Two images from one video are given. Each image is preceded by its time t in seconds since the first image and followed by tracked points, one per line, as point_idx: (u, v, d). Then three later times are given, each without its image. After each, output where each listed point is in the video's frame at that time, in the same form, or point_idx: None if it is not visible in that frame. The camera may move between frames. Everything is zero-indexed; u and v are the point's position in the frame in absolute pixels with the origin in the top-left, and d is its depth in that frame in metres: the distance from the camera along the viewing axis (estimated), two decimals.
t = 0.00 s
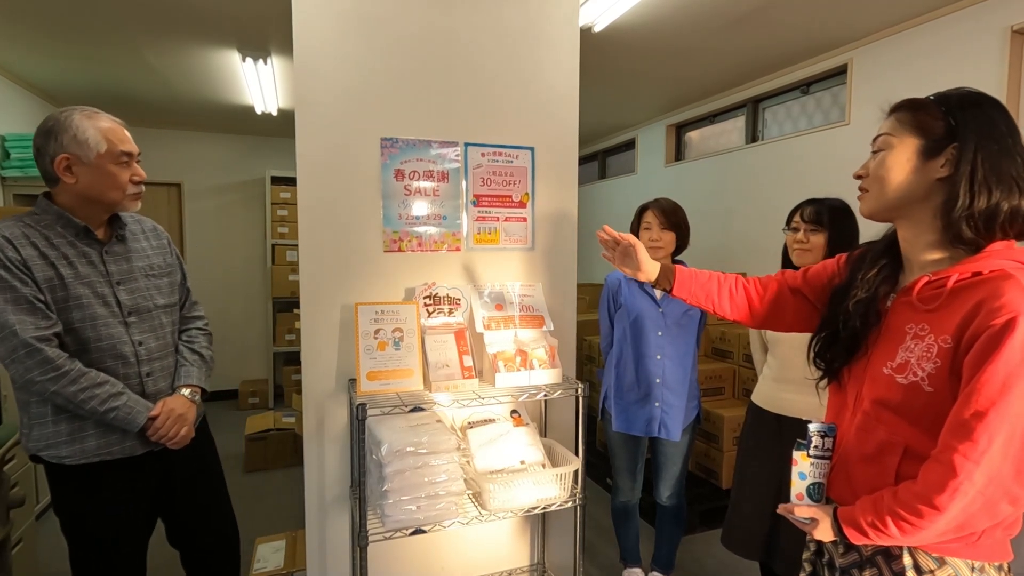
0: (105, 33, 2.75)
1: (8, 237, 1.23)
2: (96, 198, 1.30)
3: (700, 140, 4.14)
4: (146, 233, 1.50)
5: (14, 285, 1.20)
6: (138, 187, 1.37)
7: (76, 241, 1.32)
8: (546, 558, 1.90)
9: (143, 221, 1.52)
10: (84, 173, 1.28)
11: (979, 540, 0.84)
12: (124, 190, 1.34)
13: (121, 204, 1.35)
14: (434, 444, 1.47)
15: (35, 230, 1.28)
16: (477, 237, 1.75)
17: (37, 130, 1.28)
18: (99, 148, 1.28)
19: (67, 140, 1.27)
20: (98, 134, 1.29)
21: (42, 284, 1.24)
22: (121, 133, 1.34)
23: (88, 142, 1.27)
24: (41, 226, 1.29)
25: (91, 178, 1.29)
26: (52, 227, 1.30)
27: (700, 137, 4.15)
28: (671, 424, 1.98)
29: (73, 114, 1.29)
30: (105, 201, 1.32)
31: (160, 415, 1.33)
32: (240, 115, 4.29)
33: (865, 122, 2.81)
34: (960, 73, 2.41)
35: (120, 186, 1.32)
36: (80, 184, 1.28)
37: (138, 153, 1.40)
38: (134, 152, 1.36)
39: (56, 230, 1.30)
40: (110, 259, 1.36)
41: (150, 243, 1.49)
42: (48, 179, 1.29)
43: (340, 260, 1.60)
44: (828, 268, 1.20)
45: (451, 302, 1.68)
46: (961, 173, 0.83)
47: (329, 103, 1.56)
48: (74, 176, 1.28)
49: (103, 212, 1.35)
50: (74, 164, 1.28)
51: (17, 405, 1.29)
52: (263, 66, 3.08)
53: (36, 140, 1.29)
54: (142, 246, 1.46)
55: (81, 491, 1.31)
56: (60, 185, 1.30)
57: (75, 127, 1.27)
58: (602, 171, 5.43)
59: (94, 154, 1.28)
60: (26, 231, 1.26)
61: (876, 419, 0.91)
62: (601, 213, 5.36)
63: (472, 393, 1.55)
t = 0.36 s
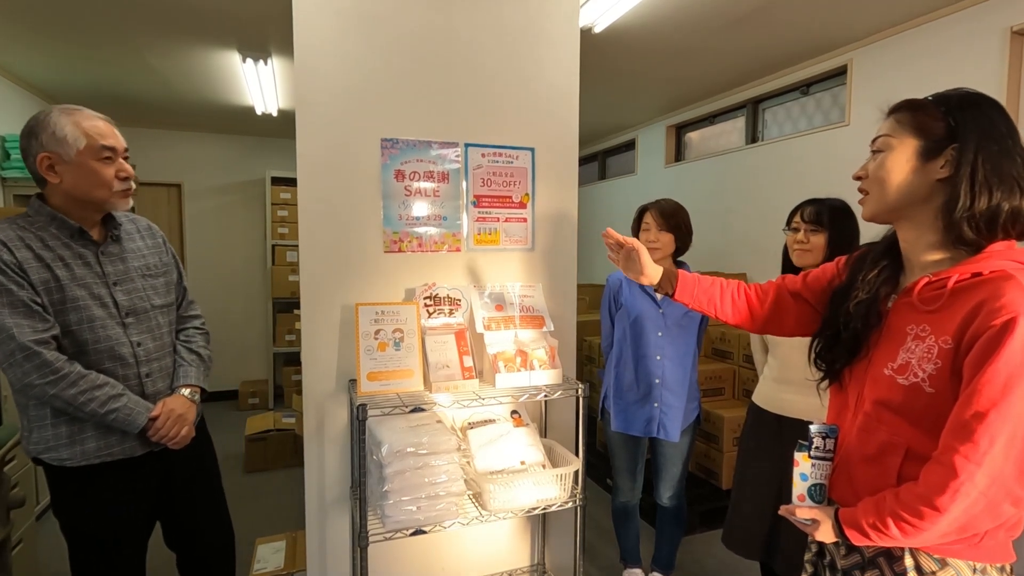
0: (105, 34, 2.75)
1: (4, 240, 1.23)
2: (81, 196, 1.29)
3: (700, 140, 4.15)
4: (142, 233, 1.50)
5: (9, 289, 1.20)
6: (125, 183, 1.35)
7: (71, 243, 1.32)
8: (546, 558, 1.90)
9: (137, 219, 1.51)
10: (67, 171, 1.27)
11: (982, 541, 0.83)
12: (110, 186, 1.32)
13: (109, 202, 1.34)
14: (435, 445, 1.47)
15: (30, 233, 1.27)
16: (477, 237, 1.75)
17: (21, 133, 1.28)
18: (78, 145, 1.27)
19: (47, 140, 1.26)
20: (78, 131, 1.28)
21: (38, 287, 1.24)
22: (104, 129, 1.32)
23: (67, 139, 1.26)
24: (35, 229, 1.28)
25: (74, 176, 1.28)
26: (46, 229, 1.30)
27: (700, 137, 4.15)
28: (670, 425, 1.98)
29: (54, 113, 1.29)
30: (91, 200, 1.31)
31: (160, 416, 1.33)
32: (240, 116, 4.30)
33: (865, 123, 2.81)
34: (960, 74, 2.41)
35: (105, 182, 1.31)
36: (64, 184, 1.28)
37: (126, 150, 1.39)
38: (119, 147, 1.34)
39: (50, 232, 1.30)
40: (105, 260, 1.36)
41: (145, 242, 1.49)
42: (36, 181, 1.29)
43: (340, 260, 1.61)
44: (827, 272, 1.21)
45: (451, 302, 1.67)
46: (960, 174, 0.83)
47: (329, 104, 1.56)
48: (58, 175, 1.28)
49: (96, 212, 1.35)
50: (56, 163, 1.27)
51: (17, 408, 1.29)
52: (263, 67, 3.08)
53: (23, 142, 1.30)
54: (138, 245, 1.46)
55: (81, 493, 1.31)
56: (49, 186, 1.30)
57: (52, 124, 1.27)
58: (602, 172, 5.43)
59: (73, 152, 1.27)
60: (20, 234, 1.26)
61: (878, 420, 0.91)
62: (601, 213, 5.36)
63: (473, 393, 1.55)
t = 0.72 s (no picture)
0: (106, 35, 2.76)
1: (10, 242, 1.23)
2: (81, 204, 1.29)
3: (700, 141, 4.15)
4: (150, 233, 1.50)
5: (17, 289, 1.20)
6: (127, 194, 1.33)
7: (78, 244, 1.32)
8: (546, 559, 1.90)
9: (145, 220, 1.52)
10: (69, 179, 1.27)
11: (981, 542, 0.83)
12: (110, 197, 1.31)
13: (109, 211, 1.32)
14: (435, 445, 1.48)
15: (37, 234, 1.28)
16: (477, 238, 1.75)
17: (34, 136, 1.29)
18: (81, 154, 1.26)
19: (53, 145, 1.26)
20: (84, 139, 1.27)
21: (45, 287, 1.25)
22: (110, 136, 1.30)
23: (71, 147, 1.26)
24: (42, 231, 1.29)
25: (74, 185, 1.27)
26: (53, 231, 1.30)
27: (700, 138, 4.15)
28: (670, 425, 1.98)
29: (64, 118, 1.28)
30: (90, 208, 1.30)
31: (166, 414, 1.34)
32: (240, 117, 4.30)
33: (865, 123, 2.81)
34: (960, 75, 2.42)
35: (103, 192, 1.29)
36: (66, 189, 1.28)
37: (135, 157, 1.37)
38: (124, 156, 1.31)
39: (57, 233, 1.30)
40: (112, 261, 1.36)
41: (153, 242, 1.49)
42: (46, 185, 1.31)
43: (340, 261, 1.61)
44: (826, 275, 1.21)
45: (451, 303, 1.68)
46: (961, 175, 0.84)
47: (330, 105, 1.56)
48: (61, 180, 1.28)
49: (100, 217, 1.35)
50: (60, 169, 1.28)
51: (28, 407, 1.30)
52: (263, 67, 3.09)
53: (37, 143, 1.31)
54: (145, 245, 1.47)
55: (88, 492, 1.32)
56: (56, 191, 1.31)
57: (61, 131, 1.26)
58: (602, 172, 5.43)
59: (75, 159, 1.26)
60: (27, 235, 1.26)
61: (877, 420, 0.91)
62: (601, 214, 5.37)
63: (473, 394, 1.55)
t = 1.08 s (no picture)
0: (107, 37, 2.77)
1: (44, 240, 1.26)
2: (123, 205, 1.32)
3: (700, 142, 4.16)
4: (178, 237, 1.52)
5: (47, 285, 1.23)
6: (164, 193, 1.37)
7: (107, 244, 1.34)
8: (546, 560, 1.91)
9: (174, 224, 1.54)
10: (111, 181, 1.30)
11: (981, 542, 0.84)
12: (149, 197, 1.34)
13: (148, 211, 1.36)
14: (435, 446, 1.48)
15: (69, 234, 1.31)
16: (477, 239, 1.76)
17: (70, 143, 1.31)
18: (123, 156, 1.29)
19: (95, 150, 1.29)
20: (123, 142, 1.30)
21: (73, 283, 1.27)
22: (147, 140, 1.34)
23: (114, 150, 1.29)
24: (74, 231, 1.32)
25: (117, 186, 1.30)
26: (85, 232, 1.33)
27: (701, 139, 4.16)
28: (671, 427, 1.98)
29: (100, 124, 1.31)
30: (132, 209, 1.33)
31: (181, 412, 1.33)
32: (241, 118, 4.31)
33: (865, 124, 2.82)
34: (960, 77, 2.42)
35: (146, 192, 1.33)
36: (109, 192, 1.30)
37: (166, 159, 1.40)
38: (161, 158, 1.36)
39: (89, 234, 1.33)
40: (139, 261, 1.38)
41: (180, 246, 1.51)
42: (83, 190, 1.32)
43: (341, 262, 1.62)
44: (824, 279, 1.21)
45: (452, 304, 1.68)
46: (955, 179, 0.84)
47: (331, 107, 1.57)
48: (104, 183, 1.30)
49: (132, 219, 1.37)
50: (103, 173, 1.30)
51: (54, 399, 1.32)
52: (264, 68, 3.10)
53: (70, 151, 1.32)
54: (172, 248, 1.48)
55: (105, 487, 1.33)
56: (93, 194, 1.32)
57: (101, 136, 1.29)
58: (602, 174, 5.44)
59: (119, 162, 1.29)
60: (61, 234, 1.29)
61: (876, 421, 0.92)
62: (602, 216, 5.38)
63: (473, 395, 1.56)
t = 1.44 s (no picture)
0: (108, 38, 2.78)
1: (86, 237, 1.33)
2: (162, 208, 1.38)
3: (700, 143, 4.16)
4: (208, 241, 1.56)
5: (87, 280, 1.29)
6: (200, 199, 1.43)
7: (144, 245, 1.40)
8: (546, 561, 1.91)
9: (206, 229, 1.59)
10: (153, 184, 1.36)
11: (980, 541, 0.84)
12: (188, 201, 1.41)
13: (184, 215, 1.42)
14: (435, 447, 1.49)
15: (109, 233, 1.37)
16: (478, 241, 1.77)
17: (117, 148, 1.37)
18: (168, 162, 1.36)
19: (142, 155, 1.35)
20: (169, 150, 1.37)
21: (111, 280, 1.33)
22: (188, 149, 1.42)
23: (159, 157, 1.35)
24: (114, 231, 1.38)
25: (159, 190, 1.36)
26: (124, 232, 1.39)
27: (700, 140, 4.16)
28: (672, 428, 1.99)
29: (147, 132, 1.38)
30: (170, 212, 1.39)
31: (205, 407, 1.38)
32: (241, 119, 4.32)
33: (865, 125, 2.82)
34: (959, 78, 2.43)
35: (185, 197, 1.39)
36: (150, 195, 1.36)
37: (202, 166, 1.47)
38: (199, 166, 1.43)
39: (128, 234, 1.39)
40: (172, 261, 1.44)
41: (211, 249, 1.56)
42: (125, 191, 1.38)
43: (342, 263, 1.62)
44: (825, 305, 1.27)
45: (452, 305, 1.69)
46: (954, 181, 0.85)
47: (331, 108, 1.58)
48: (146, 187, 1.36)
49: (167, 221, 1.43)
50: (146, 177, 1.36)
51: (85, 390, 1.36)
52: (264, 69, 3.11)
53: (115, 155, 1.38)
54: (203, 251, 1.53)
55: (127, 477, 1.36)
56: (134, 195, 1.38)
57: (148, 142, 1.35)
58: (602, 175, 5.45)
59: (163, 168, 1.35)
60: (102, 234, 1.36)
61: (874, 422, 0.92)
62: (601, 217, 5.38)
63: (473, 396, 1.56)
